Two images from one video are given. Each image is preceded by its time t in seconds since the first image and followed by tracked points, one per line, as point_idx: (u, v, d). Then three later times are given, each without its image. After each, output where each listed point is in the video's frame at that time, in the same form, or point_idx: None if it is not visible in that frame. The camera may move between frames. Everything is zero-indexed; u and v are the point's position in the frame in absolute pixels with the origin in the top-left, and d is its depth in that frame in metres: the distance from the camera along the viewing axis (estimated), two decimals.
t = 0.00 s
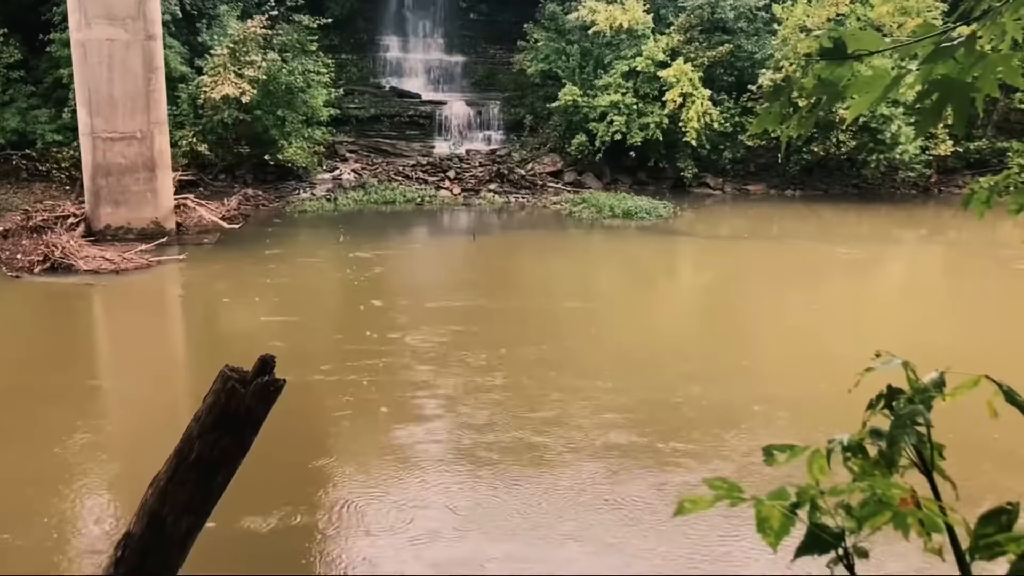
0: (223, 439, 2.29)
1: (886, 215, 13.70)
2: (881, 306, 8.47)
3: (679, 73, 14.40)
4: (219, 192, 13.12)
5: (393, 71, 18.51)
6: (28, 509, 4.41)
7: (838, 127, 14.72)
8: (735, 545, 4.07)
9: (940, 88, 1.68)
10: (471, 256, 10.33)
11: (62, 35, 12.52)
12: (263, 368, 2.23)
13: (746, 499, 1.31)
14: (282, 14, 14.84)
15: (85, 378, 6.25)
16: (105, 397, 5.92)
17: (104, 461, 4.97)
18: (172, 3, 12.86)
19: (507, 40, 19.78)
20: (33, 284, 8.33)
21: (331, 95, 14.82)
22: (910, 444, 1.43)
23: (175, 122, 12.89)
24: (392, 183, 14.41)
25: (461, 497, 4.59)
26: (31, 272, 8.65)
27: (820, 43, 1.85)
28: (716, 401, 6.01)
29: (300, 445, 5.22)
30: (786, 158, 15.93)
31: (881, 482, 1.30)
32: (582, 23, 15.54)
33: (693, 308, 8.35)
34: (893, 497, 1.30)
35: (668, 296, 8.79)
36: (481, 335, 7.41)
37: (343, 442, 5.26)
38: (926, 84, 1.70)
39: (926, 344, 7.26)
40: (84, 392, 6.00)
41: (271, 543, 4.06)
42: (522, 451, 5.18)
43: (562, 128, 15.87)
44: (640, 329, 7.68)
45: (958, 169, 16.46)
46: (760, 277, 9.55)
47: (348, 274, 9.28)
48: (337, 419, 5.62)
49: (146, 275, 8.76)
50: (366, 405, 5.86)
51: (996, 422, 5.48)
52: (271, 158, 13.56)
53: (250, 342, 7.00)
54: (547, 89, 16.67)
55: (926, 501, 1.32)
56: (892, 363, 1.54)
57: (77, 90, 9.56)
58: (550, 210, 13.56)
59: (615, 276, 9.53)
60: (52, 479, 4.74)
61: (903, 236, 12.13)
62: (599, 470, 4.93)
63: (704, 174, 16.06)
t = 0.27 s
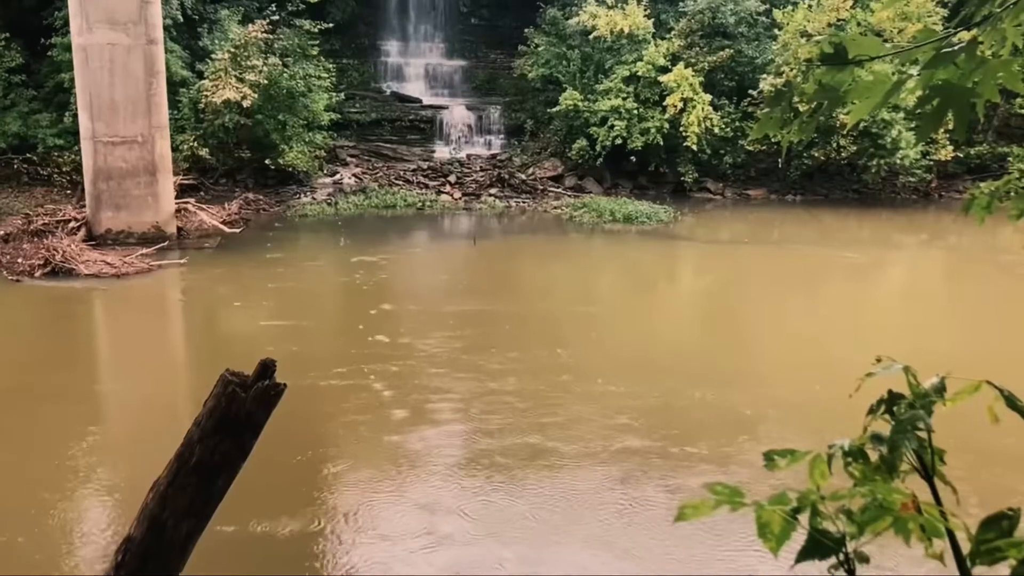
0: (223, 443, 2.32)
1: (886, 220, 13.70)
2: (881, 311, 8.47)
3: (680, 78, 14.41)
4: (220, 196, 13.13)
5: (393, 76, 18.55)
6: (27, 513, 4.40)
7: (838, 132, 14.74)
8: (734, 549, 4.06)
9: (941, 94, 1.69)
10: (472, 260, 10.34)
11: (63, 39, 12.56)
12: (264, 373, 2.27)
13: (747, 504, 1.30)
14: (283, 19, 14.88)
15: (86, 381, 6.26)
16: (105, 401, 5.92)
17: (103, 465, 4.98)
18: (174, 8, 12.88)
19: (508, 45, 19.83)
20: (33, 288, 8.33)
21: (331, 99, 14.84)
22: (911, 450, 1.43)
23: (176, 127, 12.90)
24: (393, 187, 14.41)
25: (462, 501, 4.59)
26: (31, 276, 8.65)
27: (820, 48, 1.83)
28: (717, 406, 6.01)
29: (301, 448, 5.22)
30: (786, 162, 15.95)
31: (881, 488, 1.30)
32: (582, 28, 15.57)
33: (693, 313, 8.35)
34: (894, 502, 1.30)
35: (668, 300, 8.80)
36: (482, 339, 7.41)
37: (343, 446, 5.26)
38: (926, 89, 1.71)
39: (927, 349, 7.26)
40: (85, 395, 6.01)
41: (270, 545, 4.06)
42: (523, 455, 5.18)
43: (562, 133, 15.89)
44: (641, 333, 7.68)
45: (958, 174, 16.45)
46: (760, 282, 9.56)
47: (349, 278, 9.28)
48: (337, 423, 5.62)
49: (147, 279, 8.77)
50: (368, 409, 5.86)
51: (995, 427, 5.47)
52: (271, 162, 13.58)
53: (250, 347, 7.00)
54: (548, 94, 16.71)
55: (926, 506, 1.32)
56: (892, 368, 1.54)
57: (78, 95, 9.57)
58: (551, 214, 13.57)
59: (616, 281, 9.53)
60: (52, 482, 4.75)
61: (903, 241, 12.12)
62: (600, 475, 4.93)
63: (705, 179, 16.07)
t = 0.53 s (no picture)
0: (224, 449, 2.31)
1: (888, 227, 13.69)
2: (881, 317, 8.47)
3: (681, 85, 14.42)
4: (221, 202, 13.12)
5: (395, 81, 18.53)
6: (27, 518, 4.39)
7: (839, 139, 14.76)
8: (735, 554, 4.05)
9: (940, 99, 1.68)
10: (474, 266, 10.34)
11: (66, 45, 12.59)
12: (265, 379, 2.28)
13: (747, 509, 1.30)
14: (285, 25, 14.93)
15: (88, 386, 6.26)
16: (106, 406, 5.91)
17: (104, 470, 4.98)
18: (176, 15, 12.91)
19: (509, 51, 19.84)
20: (35, 293, 8.34)
21: (333, 105, 14.87)
22: (910, 456, 1.43)
23: (178, 133, 12.93)
24: (394, 193, 14.41)
25: (463, 506, 4.58)
26: (33, 281, 8.65)
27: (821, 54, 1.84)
28: (718, 411, 6.00)
29: (303, 453, 5.22)
30: (787, 168, 15.93)
31: (880, 493, 1.29)
32: (584, 34, 15.58)
33: (693, 319, 8.34)
34: (893, 508, 1.29)
35: (669, 306, 8.79)
36: (483, 345, 7.40)
37: (343, 451, 5.26)
38: (926, 95, 1.70)
39: (927, 355, 7.25)
40: (86, 401, 6.00)
41: (272, 550, 4.05)
42: (523, 460, 5.17)
43: (563, 139, 15.90)
44: (641, 339, 7.67)
45: (959, 180, 16.44)
46: (762, 288, 9.55)
47: (350, 284, 9.29)
48: (337, 428, 5.62)
49: (149, 284, 8.78)
50: (369, 414, 5.86)
51: (996, 433, 5.46)
52: (273, 168, 13.59)
53: (252, 352, 7.01)
54: (549, 100, 16.73)
55: (926, 512, 1.31)
56: (892, 374, 1.53)
57: (81, 101, 9.59)
58: (552, 220, 13.57)
59: (617, 287, 9.53)
60: (53, 487, 4.75)
61: (904, 247, 12.10)
62: (601, 480, 4.91)
63: (706, 185, 16.07)
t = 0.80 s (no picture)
0: (226, 455, 2.32)
1: (891, 233, 13.67)
2: (883, 324, 8.45)
3: (683, 92, 14.44)
4: (224, 209, 13.14)
5: (398, 88, 18.58)
6: (28, 525, 4.39)
7: (841, 146, 14.75)
8: (737, 560, 4.05)
9: (940, 107, 1.67)
10: (476, 272, 10.35)
11: (69, 52, 12.65)
12: (266, 385, 2.28)
13: (748, 516, 1.29)
14: (288, 32, 14.99)
15: (89, 393, 6.26)
16: (108, 413, 5.92)
17: (106, 476, 4.97)
18: (179, 22, 12.97)
19: (511, 58, 19.85)
20: (38, 300, 8.35)
21: (336, 111, 14.90)
22: (912, 462, 1.42)
23: (181, 139, 12.96)
24: (397, 200, 14.42)
25: (464, 513, 4.57)
26: (35, 287, 8.67)
27: (820, 60, 1.83)
28: (718, 418, 5.98)
29: (305, 459, 5.21)
30: (790, 175, 15.92)
31: (882, 500, 1.28)
32: (586, 41, 15.56)
33: (694, 326, 8.31)
34: (895, 515, 1.28)
35: (672, 313, 8.79)
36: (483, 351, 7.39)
37: (343, 457, 5.25)
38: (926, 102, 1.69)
39: (928, 362, 7.23)
40: (88, 407, 6.00)
41: (273, 557, 4.04)
42: (523, 468, 5.15)
43: (566, 145, 15.91)
44: (642, 346, 7.65)
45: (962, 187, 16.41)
46: (764, 295, 9.55)
47: (351, 290, 9.29)
48: (339, 434, 5.61)
49: (152, 290, 8.79)
50: (368, 421, 5.85)
51: (998, 440, 5.46)
52: (275, 175, 13.62)
53: (256, 358, 7.01)
54: (551, 107, 16.77)
55: (929, 519, 1.29)
56: (893, 381, 1.52)
57: (83, 107, 9.62)
58: (554, 226, 13.57)
59: (619, 293, 9.53)
60: (53, 493, 4.74)
61: (907, 254, 12.08)
62: (601, 487, 4.90)
63: (708, 192, 16.07)
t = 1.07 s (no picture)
0: (228, 463, 2.30)
1: (893, 242, 13.65)
2: (885, 332, 8.43)
3: (685, 100, 14.45)
4: (226, 217, 13.15)
5: (400, 96, 18.62)
6: (28, 531, 4.39)
7: (844, 154, 14.74)
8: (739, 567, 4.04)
9: (942, 114, 1.65)
10: (479, 280, 10.34)
11: (72, 60, 12.70)
12: (268, 394, 2.27)
13: (750, 523, 1.28)
14: (291, 41, 15.05)
15: (91, 400, 6.26)
16: (109, 420, 5.91)
17: (107, 483, 4.97)
18: (182, 30, 13.00)
19: (513, 66, 19.85)
20: (40, 307, 8.37)
21: (338, 120, 14.93)
22: (915, 469, 1.41)
23: (184, 147, 12.99)
24: (399, 208, 14.43)
25: (467, 520, 4.55)
26: (38, 295, 8.68)
27: (821, 68, 1.82)
28: (725, 426, 5.96)
29: (307, 467, 5.20)
30: (792, 183, 15.90)
31: (884, 507, 1.27)
32: (588, 50, 15.56)
33: (696, 334, 8.29)
34: (898, 522, 1.27)
35: (674, 321, 8.78)
36: (484, 359, 7.38)
37: (344, 465, 5.23)
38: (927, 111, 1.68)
39: (930, 370, 7.21)
40: (89, 415, 6.00)
41: (273, 564, 4.03)
42: (523, 475, 5.14)
43: (568, 153, 15.92)
44: (644, 354, 7.64)
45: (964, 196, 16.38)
46: (766, 303, 9.53)
47: (353, 298, 9.29)
48: (342, 442, 5.60)
49: (154, 298, 8.81)
50: (369, 428, 5.84)
51: (1001, 448, 5.45)
52: (278, 183, 13.64)
53: (260, 365, 7.01)
54: (553, 115, 16.78)
55: (932, 526, 1.28)
56: (895, 388, 1.51)
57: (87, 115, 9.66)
58: (556, 234, 13.56)
59: (621, 301, 9.52)
60: (53, 501, 4.74)
61: (910, 262, 12.06)
62: (602, 495, 4.88)
63: (710, 200, 16.06)
